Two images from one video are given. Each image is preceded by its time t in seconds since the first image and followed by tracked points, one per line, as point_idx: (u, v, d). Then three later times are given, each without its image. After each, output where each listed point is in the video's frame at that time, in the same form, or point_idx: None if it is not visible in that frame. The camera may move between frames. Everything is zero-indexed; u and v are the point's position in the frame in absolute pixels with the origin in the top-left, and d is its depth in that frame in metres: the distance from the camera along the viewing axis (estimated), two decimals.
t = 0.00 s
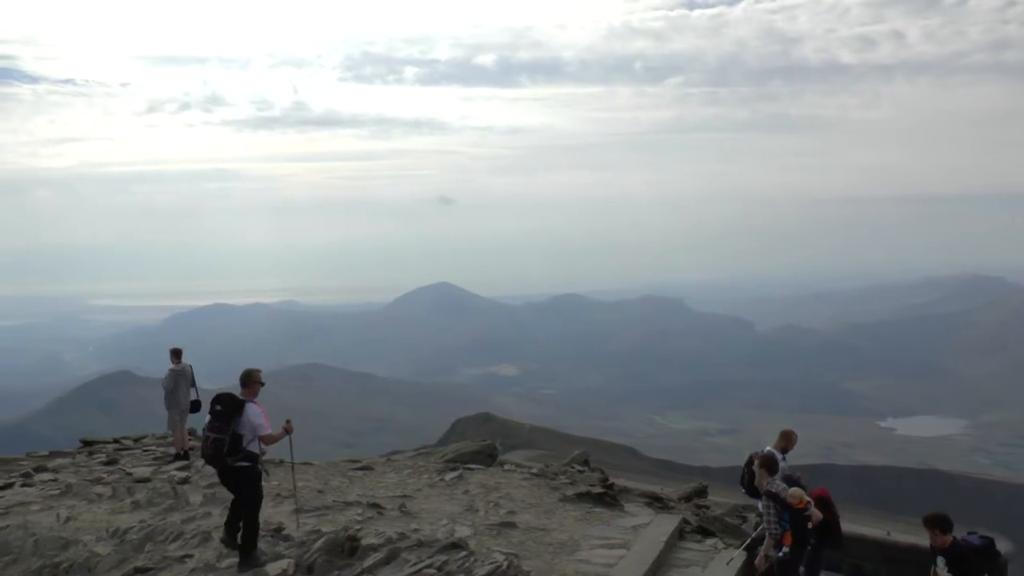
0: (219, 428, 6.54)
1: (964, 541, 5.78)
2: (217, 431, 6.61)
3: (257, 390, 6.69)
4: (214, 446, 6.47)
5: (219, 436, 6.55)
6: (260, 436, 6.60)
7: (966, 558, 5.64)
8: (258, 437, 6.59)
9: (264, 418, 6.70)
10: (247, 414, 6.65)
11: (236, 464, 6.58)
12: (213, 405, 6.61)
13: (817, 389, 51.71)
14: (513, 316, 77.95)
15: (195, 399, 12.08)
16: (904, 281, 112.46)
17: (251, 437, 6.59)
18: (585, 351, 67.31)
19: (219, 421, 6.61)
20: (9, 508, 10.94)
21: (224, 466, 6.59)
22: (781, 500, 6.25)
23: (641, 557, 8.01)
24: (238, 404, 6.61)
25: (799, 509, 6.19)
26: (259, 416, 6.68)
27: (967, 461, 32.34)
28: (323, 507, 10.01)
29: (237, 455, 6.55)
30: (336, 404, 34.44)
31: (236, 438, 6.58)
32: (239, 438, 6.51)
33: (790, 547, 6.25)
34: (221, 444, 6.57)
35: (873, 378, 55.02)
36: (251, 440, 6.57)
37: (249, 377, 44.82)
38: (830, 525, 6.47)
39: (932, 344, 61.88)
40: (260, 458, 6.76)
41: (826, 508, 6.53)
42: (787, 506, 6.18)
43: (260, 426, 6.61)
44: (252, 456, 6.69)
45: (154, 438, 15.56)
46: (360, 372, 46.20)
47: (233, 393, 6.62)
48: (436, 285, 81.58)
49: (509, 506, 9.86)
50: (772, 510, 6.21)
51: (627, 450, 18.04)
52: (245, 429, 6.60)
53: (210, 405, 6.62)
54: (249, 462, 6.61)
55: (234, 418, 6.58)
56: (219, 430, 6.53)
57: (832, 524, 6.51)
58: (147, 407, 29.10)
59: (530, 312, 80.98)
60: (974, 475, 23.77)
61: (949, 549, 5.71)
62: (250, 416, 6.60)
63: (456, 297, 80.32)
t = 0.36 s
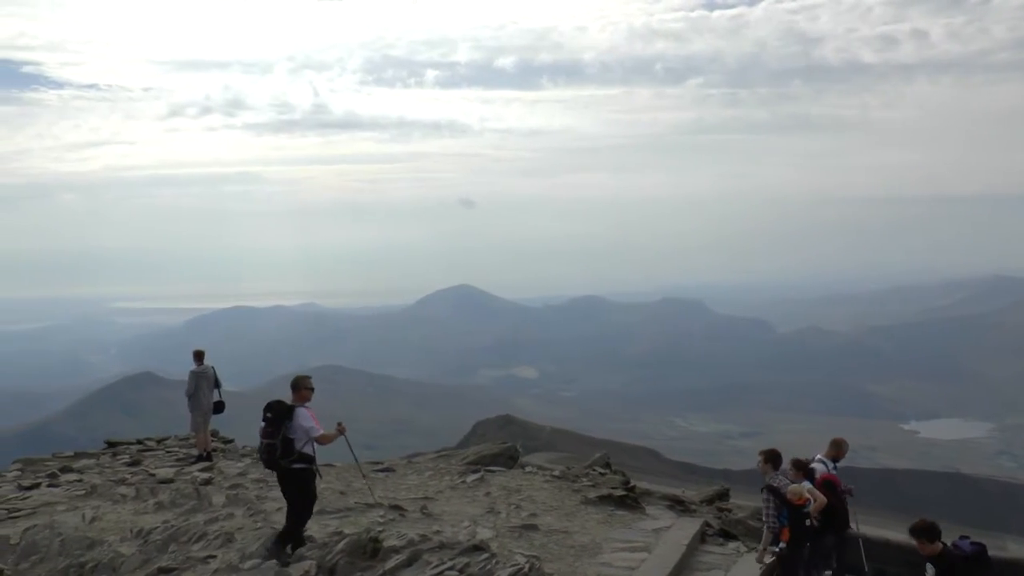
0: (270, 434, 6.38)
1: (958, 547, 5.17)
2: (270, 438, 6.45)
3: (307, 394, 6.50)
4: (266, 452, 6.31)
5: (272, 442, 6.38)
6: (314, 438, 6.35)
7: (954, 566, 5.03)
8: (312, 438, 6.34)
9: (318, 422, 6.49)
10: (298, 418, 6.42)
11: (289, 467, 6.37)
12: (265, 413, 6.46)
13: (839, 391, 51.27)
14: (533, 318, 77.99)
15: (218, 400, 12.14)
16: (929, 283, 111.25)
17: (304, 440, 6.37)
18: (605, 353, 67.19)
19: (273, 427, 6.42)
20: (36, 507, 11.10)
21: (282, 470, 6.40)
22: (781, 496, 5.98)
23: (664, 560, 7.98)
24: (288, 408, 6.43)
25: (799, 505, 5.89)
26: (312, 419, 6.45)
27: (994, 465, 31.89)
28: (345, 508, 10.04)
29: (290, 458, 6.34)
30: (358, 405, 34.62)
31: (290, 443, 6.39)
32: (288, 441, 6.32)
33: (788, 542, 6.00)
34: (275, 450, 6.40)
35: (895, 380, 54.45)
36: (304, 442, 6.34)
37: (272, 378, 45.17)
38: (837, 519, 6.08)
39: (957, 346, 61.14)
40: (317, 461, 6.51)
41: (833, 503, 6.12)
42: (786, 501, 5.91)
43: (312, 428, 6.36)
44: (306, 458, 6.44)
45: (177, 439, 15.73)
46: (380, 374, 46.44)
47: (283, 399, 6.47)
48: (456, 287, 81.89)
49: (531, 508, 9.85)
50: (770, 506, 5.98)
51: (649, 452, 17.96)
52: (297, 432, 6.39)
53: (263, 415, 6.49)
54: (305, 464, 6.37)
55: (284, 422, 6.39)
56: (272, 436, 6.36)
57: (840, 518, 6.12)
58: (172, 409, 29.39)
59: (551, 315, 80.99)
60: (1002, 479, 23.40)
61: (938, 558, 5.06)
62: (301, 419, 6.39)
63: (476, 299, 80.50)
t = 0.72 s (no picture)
0: (334, 423, 6.68)
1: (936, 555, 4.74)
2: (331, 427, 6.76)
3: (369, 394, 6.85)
4: (329, 438, 6.63)
5: (334, 430, 6.70)
6: (371, 435, 6.68)
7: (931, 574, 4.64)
8: (370, 435, 6.69)
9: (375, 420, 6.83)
10: (360, 414, 6.75)
11: (347, 458, 6.71)
12: (331, 402, 6.78)
13: (863, 394, 50.76)
14: (554, 321, 77.94)
15: (242, 402, 12.25)
16: (956, 284, 109.82)
17: (362, 435, 6.71)
18: (627, 355, 67.00)
19: (335, 417, 6.74)
20: (63, 508, 11.25)
21: (337, 460, 6.73)
22: (791, 493, 5.84)
23: (687, 563, 7.94)
24: (352, 403, 6.76)
25: (806, 504, 5.73)
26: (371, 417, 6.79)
27: None
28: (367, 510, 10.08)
29: (349, 449, 6.68)
30: (380, 408, 34.76)
31: (350, 434, 6.72)
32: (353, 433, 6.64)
33: (792, 540, 5.87)
34: (336, 438, 6.72)
35: (921, 383, 53.80)
36: (364, 438, 6.67)
37: (295, 381, 45.44)
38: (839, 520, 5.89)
39: (984, 349, 60.30)
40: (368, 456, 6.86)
41: (837, 504, 5.95)
42: (794, 499, 5.76)
43: (370, 425, 6.70)
44: (361, 452, 6.79)
45: (201, 441, 15.86)
46: (401, 376, 46.53)
47: (349, 393, 6.78)
48: (477, 290, 82.05)
49: (553, 510, 9.84)
50: (778, 502, 5.84)
51: (672, 455, 17.86)
52: (358, 425, 6.73)
53: (329, 402, 6.80)
54: (361, 458, 6.73)
55: (348, 414, 6.71)
56: (334, 425, 6.68)
57: (846, 519, 5.94)
58: (197, 411, 29.67)
59: (572, 317, 80.93)
60: None
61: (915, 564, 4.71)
62: (363, 415, 6.72)
63: (498, 302, 80.59)
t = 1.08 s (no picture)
0: (405, 424, 7.04)
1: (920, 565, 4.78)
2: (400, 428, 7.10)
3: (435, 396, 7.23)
4: (400, 438, 6.96)
5: (404, 431, 7.03)
6: (439, 434, 7.07)
7: None
8: (438, 434, 7.08)
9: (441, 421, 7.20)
10: (428, 414, 7.14)
11: (418, 456, 7.06)
12: (400, 404, 7.13)
13: (887, 397, 50.22)
14: (574, 323, 77.80)
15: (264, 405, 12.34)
16: (982, 286, 108.33)
17: (431, 434, 7.07)
18: (647, 358, 66.77)
19: (404, 419, 7.10)
20: (88, 508, 11.38)
21: (406, 459, 7.04)
22: (793, 495, 5.89)
23: (709, 567, 7.88)
24: (420, 404, 7.10)
25: (808, 507, 5.78)
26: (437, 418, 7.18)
27: None
28: (389, 512, 10.11)
29: (419, 448, 7.02)
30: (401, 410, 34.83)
31: (420, 435, 7.06)
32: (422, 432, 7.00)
33: (796, 543, 5.91)
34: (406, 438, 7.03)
35: (946, 386, 53.15)
36: (433, 436, 7.03)
37: (317, 383, 45.68)
38: (838, 517, 5.88)
39: (1011, 351, 59.48)
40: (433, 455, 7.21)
41: (834, 500, 5.94)
42: (795, 501, 5.83)
43: (438, 424, 7.09)
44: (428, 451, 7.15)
45: (223, 442, 15.97)
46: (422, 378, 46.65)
47: (417, 395, 7.13)
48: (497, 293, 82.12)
49: (575, 513, 9.82)
50: (780, 505, 5.87)
51: (694, 457, 17.76)
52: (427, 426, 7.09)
53: (397, 404, 7.14)
54: (428, 457, 7.08)
55: (416, 415, 7.09)
56: (405, 427, 7.01)
57: (846, 514, 5.93)
58: (220, 413, 29.88)
59: (592, 319, 80.74)
60: None
61: None
62: (431, 416, 7.09)
63: (518, 304, 80.56)
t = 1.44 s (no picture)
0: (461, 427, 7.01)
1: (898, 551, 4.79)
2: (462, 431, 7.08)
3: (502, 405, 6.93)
4: (453, 440, 6.97)
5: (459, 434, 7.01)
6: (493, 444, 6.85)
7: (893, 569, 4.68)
8: (493, 444, 6.86)
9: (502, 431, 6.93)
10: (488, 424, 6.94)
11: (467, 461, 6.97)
12: (465, 408, 7.08)
13: (911, 400, 49.63)
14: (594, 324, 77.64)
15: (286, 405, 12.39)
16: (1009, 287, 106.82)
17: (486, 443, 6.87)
18: (667, 360, 66.48)
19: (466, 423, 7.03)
20: (111, 508, 11.49)
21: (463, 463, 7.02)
22: (791, 479, 5.86)
23: (732, 571, 7.81)
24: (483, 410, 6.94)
25: (807, 490, 5.79)
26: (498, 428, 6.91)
27: None
28: (410, 513, 10.13)
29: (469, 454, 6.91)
30: (422, 412, 34.88)
31: (473, 441, 6.97)
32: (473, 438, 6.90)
33: (797, 527, 5.87)
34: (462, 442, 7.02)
35: (971, 389, 52.46)
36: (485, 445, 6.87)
37: (338, 384, 45.89)
38: (838, 509, 5.92)
39: None
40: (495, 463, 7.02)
41: (832, 496, 5.97)
42: (795, 486, 5.80)
43: (493, 435, 6.84)
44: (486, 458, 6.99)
45: (245, 443, 16.07)
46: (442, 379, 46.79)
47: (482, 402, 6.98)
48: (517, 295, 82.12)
49: (596, 515, 9.78)
50: (780, 491, 5.83)
51: (715, 459, 17.62)
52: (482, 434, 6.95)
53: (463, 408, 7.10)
54: (482, 463, 6.92)
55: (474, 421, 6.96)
56: (460, 430, 7.00)
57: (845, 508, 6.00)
58: (242, 413, 30.07)
59: (612, 321, 80.49)
60: None
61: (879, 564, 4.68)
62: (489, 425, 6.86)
63: (538, 306, 80.52)
